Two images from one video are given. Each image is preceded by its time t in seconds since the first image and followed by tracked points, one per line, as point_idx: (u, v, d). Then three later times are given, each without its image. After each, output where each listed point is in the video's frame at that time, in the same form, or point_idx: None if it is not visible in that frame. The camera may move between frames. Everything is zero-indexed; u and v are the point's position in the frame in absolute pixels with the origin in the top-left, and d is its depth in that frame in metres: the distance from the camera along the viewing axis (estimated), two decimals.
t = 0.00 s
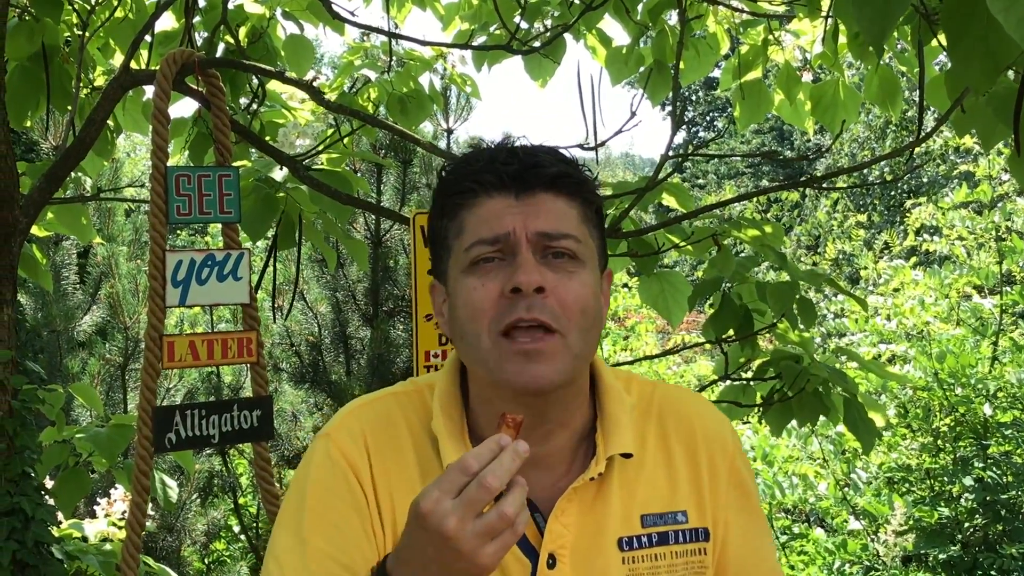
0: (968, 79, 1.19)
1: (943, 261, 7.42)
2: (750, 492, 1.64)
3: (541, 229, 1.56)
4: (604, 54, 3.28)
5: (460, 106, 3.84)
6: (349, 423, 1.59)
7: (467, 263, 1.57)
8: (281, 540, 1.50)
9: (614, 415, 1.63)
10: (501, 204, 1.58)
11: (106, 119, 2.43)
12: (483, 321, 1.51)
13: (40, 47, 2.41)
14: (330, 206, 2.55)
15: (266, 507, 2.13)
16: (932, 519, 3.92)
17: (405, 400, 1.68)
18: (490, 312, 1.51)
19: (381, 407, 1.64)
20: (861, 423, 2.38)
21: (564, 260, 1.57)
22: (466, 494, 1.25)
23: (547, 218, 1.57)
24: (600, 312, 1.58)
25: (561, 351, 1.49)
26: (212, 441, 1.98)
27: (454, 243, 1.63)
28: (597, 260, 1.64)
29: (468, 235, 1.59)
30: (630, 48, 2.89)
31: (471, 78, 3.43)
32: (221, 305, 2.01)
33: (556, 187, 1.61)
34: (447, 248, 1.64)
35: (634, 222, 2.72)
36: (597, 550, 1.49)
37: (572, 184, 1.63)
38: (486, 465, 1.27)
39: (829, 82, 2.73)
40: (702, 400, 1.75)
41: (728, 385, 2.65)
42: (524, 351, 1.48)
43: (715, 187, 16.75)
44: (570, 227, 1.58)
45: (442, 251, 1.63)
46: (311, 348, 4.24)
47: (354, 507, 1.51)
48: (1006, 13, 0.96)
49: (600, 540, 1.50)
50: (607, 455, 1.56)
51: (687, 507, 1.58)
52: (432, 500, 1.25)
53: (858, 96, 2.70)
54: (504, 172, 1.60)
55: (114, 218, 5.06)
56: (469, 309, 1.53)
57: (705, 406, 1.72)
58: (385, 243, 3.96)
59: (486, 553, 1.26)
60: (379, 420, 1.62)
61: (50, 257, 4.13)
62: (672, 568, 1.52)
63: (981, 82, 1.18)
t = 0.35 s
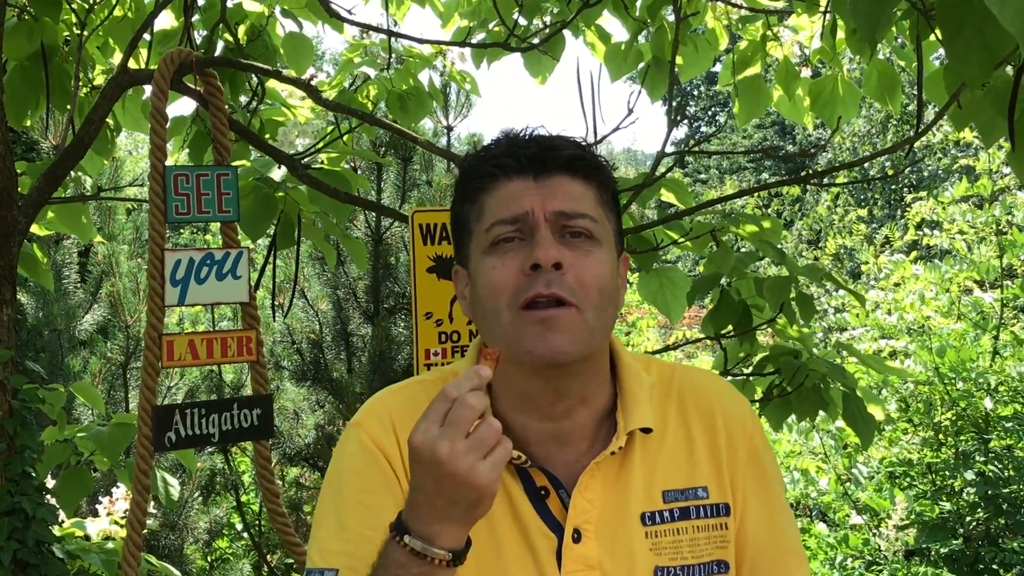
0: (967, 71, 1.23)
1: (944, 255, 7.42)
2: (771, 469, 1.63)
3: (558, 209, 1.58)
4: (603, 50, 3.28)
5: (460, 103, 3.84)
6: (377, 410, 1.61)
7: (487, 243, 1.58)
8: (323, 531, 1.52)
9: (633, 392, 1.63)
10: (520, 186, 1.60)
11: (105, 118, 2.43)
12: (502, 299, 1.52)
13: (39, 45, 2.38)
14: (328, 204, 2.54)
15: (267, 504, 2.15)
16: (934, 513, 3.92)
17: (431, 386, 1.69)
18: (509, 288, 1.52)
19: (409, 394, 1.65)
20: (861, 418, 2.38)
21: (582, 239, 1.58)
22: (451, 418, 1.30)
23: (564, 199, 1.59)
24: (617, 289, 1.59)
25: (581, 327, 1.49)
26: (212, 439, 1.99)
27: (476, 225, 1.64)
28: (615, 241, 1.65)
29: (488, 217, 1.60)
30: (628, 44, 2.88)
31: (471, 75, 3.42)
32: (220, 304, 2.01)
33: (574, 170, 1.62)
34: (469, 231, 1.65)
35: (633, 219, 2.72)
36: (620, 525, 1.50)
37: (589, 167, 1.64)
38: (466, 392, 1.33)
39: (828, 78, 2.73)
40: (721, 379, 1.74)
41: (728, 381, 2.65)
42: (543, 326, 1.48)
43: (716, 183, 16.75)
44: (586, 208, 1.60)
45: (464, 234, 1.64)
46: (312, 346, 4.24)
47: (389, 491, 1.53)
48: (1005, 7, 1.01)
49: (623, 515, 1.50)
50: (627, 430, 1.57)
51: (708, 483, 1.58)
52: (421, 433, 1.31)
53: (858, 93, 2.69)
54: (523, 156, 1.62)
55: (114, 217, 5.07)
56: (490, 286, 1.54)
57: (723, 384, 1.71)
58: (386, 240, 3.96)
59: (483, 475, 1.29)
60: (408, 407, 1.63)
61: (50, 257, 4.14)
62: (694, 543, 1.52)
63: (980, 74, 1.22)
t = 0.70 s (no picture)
0: (954, 67, 1.24)
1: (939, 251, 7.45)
2: (773, 466, 1.63)
3: (564, 215, 1.57)
4: (597, 48, 3.28)
5: (455, 100, 3.84)
6: (388, 409, 1.61)
7: (492, 249, 1.58)
8: (346, 533, 1.52)
9: (639, 392, 1.63)
10: (526, 191, 1.59)
11: (98, 117, 2.43)
12: (509, 305, 1.53)
13: (33, 43, 2.36)
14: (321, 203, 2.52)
15: (261, 501, 2.16)
16: (929, 508, 3.93)
17: (439, 385, 1.69)
18: (515, 296, 1.52)
19: (418, 393, 1.66)
20: (854, 414, 2.39)
21: (587, 245, 1.58)
22: (472, 455, 1.27)
23: (570, 206, 1.58)
24: (622, 294, 1.59)
25: (586, 333, 1.50)
26: (205, 438, 1.98)
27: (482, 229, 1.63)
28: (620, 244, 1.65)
29: (494, 222, 1.59)
30: (622, 41, 2.88)
31: (465, 72, 3.43)
32: (213, 303, 2.02)
33: (579, 174, 1.62)
34: (475, 233, 1.65)
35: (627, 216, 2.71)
36: (627, 525, 1.51)
37: (593, 172, 1.63)
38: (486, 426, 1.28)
39: (822, 75, 2.74)
40: (725, 377, 1.74)
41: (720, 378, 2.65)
42: (548, 333, 1.49)
43: (713, 180, 16.77)
44: (592, 214, 1.59)
45: (470, 237, 1.64)
46: (308, 344, 4.25)
47: (409, 489, 1.53)
48: (991, 3, 1.05)
49: (629, 515, 1.51)
50: (634, 431, 1.57)
51: (712, 481, 1.59)
52: (442, 471, 1.27)
53: (851, 89, 2.71)
54: (529, 161, 1.61)
55: (109, 216, 5.08)
56: (496, 293, 1.54)
57: (728, 382, 1.71)
58: (382, 238, 3.97)
59: (510, 511, 1.26)
60: (418, 405, 1.63)
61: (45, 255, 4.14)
62: (700, 542, 1.53)
63: (967, 70, 1.23)
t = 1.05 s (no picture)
0: (950, 68, 1.25)
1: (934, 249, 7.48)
2: (776, 469, 1.64)
3: (564, 236, 1.56)
4: (593, 47, 3.29)
5: (451, 99, 3.84)
6: (390, 410, 1.62)
7: (492, 261, 1.58)
8: (344, 531, 1.53)
9: (643, 395, 1.64)
10: (527, 207, 1.58)
11: (94, 117, 2.43)
12: (505, 322, 1.54)
13: (30, 42, 2.36)
14: (317, 203, 2.55)
15: (256, 500, 2.16)
16: (924, 506, 3.95)
17: (441, 385, 1.70)
18: (512, 313, 1.53)
19: (421, 393, 1.66)
20: (848, 412, 2.40)
21: (587, 265, 1.57)
22: (471, 480, 1.26)
23: (571, 224, 1.57)
24: (621, 312, 1.59)
25: (578, 354, 1.52)
26: (201, 437, 1.99)
27: (485, 235, 1.63)
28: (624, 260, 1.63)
29: (496, 233, 1.59)
30: (617, 41, 2.88)
31: (461, 71, 3.43)
32: (210, 302, 2.02)
33: (583, 190, 1.60)
34: (479, 239, 1.65)
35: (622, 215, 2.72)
36: (629, 526, 1.52)
37: (599, 188, 1.61)
38: (487, 451, 1.28)
39: (816, 74, 2.75)
40: (728, 380, 1.75)
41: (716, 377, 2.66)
42: (540, 353, 1.51)
43: (709, 179, 16.81)
44: (594, 233, 1.57)
45: (474, 242, 1.64)
46: (304, 343, 4.26)
47: (409, 490, 1.54)
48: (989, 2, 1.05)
49: (631, 517, 1.52)
50: (638, 435, 1.58)
51: (714, 483, 1.60)
52: (441, 493, 1.27)
53: (846, 88, 2.72)
54: (531, 175, 1.59)
55: (105, 215, 5.09)
56: (493, 307, 1.55)
57: (731, 385, 1.72)
58: (377, 238, 3.98)
59: (508, 534, 1.27)
60: (419, 406, 1.64)
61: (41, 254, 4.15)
62: (701, 543, 1.55)
63: (962, 70, 1.24)
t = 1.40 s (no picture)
0: (944, 66, 1.26)
1: (930, 249, 7.50)
2: (773, 468, 1.64)
3: (565, 205, 1.58)
4: (590, 47, 3.30)
5: (449, 99, 3.85)
6: (383, 411, 1.62)
7: (494, 237, 1.60)
8: (338, 532, 1.53)
9: (640, 390, 1.65)
10: (527, 180, 1.61)
11: (91, 118, 2.43)
12: (510, 291, 1.53)
13: (27, 44, 2.36)
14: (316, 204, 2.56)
15: (254, 500, 2.16)
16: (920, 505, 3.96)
17: (434, 385, 1.70)
18: (517, 282, 1.53)
19: (414, 393, 1.67)
20: (845, 411, 2.41)
21: (588, 233, 1.59)
22: (468, 409, 1.32)
23: (571, 195, 1.59)
24: (622, 282, 1.60)
25: (586, 316, 1.50)
26: (200, 437, 1.99)
27: (483, 219, 1.65)
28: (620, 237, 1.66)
29: (496, 211, 1.61)
30: (615, 41, 2.89)
31: (458, 72, 3.43)
32: (208, 302, 2.02)
33: (578, 166, 1.64)
34: (477, 223, 1.66)
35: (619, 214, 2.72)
36: (627, 519, 1.52)
37: (593, 163, 1.65)
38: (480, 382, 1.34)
39: (813, 74, 2.76)
40: (726, 379, 1.75)
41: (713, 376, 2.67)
42: (550, 318, 1.48)
43: (706, 179, 16.83)
44: (592, 203, 1.61)
45: (472, 227, 1.65)
46: (302, 342, 4.26)
47: (401, 489, 1.54)
48: None
49: (629, 509, 1.53)
50: (635, 428, 1.59)
51: (712, 479, 1.60)
52: (440, 425, 1.31)
53: (843, 88, 2.73)
54: (529, 151, 1.63)
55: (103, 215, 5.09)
56: (497, 280, 1.55)
57: (729, 383, 1.72)
58: (375, 238, 3.98)
59: (505, 460, 1.30)
60: (413, 407, 1.64)
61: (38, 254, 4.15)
62: (699, 538, 1.55)
63: (956, 68, 1.25)
